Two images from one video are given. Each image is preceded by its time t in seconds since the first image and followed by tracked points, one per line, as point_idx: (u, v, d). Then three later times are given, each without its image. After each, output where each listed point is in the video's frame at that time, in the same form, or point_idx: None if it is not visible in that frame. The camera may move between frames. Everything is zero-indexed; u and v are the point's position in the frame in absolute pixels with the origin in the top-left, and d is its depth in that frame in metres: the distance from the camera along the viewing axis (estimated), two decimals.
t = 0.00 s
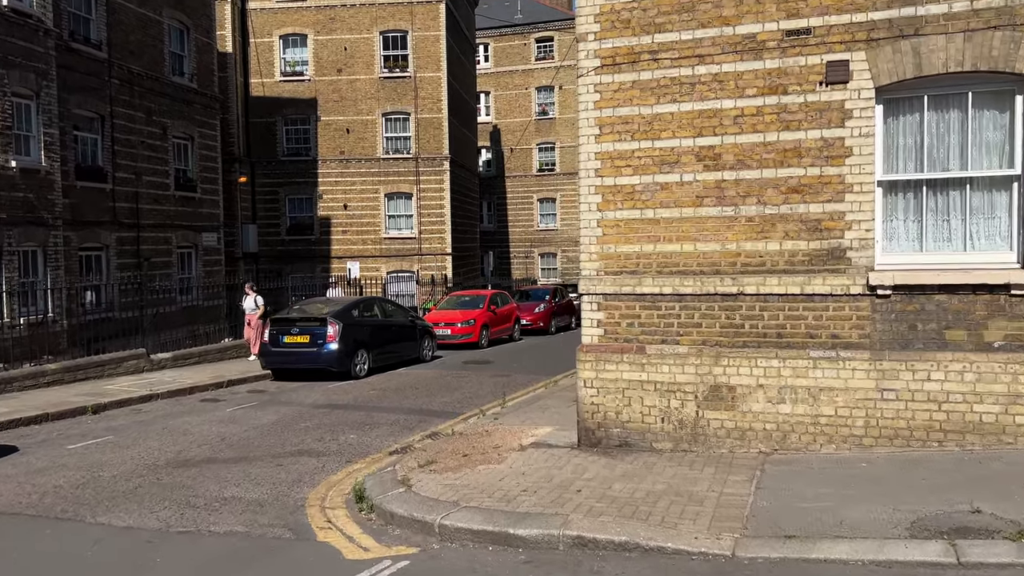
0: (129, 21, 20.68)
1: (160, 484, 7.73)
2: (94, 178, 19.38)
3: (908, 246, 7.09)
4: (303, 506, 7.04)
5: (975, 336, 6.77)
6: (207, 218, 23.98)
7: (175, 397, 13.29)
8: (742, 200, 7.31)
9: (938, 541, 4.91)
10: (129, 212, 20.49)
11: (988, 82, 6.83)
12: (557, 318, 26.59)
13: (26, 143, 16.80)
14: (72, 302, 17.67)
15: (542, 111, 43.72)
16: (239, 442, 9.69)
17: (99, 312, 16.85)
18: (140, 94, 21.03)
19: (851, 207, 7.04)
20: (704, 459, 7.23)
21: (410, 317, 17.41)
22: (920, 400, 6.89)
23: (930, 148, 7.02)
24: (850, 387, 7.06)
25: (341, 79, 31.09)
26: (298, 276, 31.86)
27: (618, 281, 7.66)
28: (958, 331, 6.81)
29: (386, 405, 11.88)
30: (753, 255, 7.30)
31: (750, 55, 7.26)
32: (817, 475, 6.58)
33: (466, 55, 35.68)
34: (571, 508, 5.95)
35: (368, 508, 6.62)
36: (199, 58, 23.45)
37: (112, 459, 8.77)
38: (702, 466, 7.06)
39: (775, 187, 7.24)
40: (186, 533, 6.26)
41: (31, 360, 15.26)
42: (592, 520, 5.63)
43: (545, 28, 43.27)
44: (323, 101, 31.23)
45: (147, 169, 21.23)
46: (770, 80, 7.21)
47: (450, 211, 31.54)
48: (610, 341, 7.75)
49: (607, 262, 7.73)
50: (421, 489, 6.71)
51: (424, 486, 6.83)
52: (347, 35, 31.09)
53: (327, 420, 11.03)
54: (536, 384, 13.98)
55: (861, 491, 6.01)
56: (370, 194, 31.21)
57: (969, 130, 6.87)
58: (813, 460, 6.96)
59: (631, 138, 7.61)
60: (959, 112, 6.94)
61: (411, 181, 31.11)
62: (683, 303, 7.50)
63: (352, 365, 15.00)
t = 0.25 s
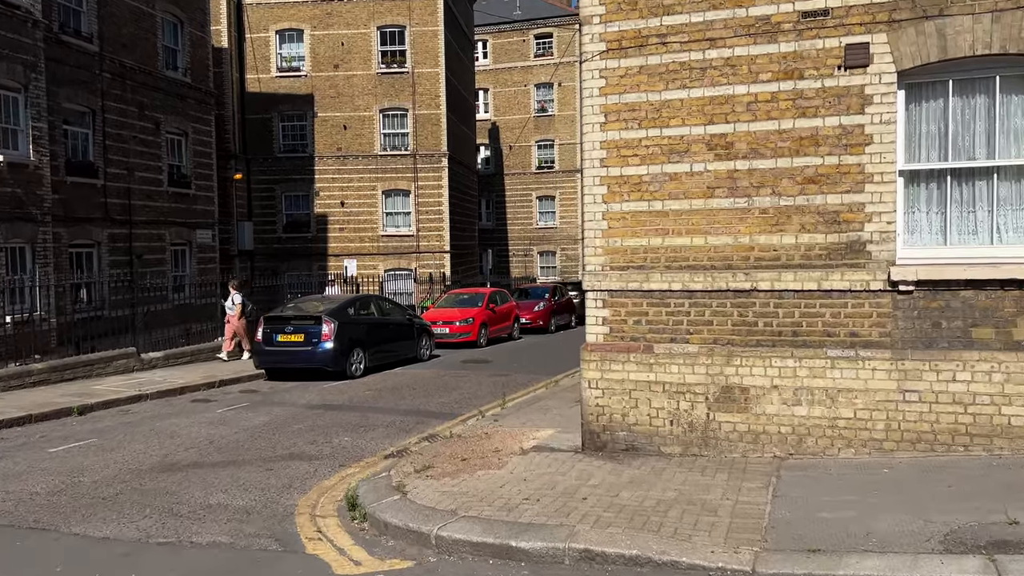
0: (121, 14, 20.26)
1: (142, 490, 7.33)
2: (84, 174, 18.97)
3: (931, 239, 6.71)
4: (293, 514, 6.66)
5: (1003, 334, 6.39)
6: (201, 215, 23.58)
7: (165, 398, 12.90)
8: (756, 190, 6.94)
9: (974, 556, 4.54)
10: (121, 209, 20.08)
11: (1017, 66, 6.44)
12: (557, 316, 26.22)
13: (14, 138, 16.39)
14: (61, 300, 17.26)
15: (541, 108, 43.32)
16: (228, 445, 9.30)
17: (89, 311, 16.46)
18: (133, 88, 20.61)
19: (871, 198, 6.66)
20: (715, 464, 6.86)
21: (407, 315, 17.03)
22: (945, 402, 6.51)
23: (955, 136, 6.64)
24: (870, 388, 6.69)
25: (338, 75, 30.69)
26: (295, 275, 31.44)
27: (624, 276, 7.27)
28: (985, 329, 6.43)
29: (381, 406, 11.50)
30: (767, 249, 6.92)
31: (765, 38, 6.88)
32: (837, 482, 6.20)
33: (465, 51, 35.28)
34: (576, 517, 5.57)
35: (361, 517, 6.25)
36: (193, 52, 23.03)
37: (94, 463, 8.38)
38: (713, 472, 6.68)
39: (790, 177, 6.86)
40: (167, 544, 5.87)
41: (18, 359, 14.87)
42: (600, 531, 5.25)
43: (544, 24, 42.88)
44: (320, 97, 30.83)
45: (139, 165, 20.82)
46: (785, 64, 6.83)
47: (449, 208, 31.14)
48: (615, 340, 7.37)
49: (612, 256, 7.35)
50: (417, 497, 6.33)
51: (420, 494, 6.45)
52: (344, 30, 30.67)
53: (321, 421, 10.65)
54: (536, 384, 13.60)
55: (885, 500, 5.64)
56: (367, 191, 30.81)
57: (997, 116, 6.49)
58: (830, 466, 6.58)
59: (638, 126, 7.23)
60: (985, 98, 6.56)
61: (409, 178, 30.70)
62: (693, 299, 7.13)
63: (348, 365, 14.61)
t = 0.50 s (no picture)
0: (113, 9, 19.83)
1: (126, 505, 6.93)
2: (75, 172, 18.54)
3: (962, 239, 6.31)
4: (284, 532, 6.26)
5: None
6: (196, 214, 23.15)
7: (155, 403, 12.49)
8: (775, 188, 6.55)
9: None
10: (113, 208, 19.66)
11: None
12: (558, 317, 25.83)
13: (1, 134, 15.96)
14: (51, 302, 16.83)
15: (540, 106, 42.93)
16: (219, 454, 8.89)
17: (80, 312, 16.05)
18: (125, 84, 20.18)
19: (898, 196, 6.27)
20: (733, 478, 6.47)
21: (405, 317, 16.63)
22: (978, 413, 6.11)
23: (988, 130, 6.24)
24: (897, 398, 6.30)
25: (336, 72, 30.27)
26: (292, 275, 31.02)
27: (636, 278, 6.87)
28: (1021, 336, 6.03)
29: (379, 412, 11.09)
30: (787, 250, 6.53)
31: (785, 26, 6.48)
32: (866, 499, 5.80)
33: (464, 48, 34.87)
34: (588, 540, 5.16)
35: (356, 536, 5.84)
36: (187, 48, 22.60)
37: (76, 475, 7.98)
38: (731, 487, 6.29)
39: (812, 173, 6.47)
40: (147, 567, 5.46)
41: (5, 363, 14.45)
42: (614, 556, 4.86)
43: (544, 22, 42.46)
44: (316, 95, 30.42)
45: (132, 163, 20.38)
46: (807, 54, 6.43)
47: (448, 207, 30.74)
48: (626, 346, 6.97)
49: (624, 258, 6.94)
50: (416, 516, 5.92)
51: (419, 511, 6.05)
52: (341, 27, 30.25)
53: (316, 428, 10.24)
54: (539, 389, 13.19)
55: (921, 521, 5.23)
56: (365, 190, 30.40)
57: None
58: (856, 481, 6.19)
59: (651, 120, 6.83)
60: (1021, 89, 6.16)
61: (407, 177, 30.28)
62: (709, 303, 6.73)
63: (344, 368, 14.21)
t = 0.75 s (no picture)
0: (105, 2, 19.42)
1: (108, 515, 6.55)
2: (66, 168, 18.15)
3: (995, 233, 5.95)
4: (274, 544, 5.89)
5: None
6: (190, 211, 22.76)
7: (146, 404, 12.11)
8: (796, 178, 6.18)
9: None
10: (105, 205, 19.26)
11: None
12: (558, 316, 25.46)
13: None
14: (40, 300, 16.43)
15: (540, 104, 42.56)
16: (209, 459, 8.52)
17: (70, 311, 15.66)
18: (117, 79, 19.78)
19: (927, 187, 5.91)
20: (751, 486, 6.11)
21: (403, 316, 16.24)
22: (1012, 418, 5.75)
23: None
24: (925, 402, 5.94)
25: (333, 68, 29.88)
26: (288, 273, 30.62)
27: (647, 274, 6.50)
28: None
29: (376, 415, 10.72)
30: (808, 244, 6.17)
31: (806, 7, 6.11)
32: (895, 509, 5.44)
33: (462, 44, 34.48)
34: (600, 555, 4.80)
35: (352, 549, 5.47)
36: (181, 42, 22.19)
37: (58, 481, 7.60)
38: (750, 496, 5.93)
39: (835, 163, 6.11)
40: None
41: None
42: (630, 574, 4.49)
43: (543, 18, 42.08)
44: (313, 91, 30.02)
45: (124, 159, 19.99)
46: (829, 36, 6.07)
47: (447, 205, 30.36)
48: (636, 346, 6.60)
49: (634, 253, 6.58)
50: (415, 528, 5.56)
51: (419, 522, 5.68)
52: (338, 22, 29.86)
53: (311, 431, 9.87)
54: (541, 389, 12.83)
55: (958, 534, 4.87)
56: (362, 187, 30.00)
57: None
58: (883, 489, 5.83)
59: (663, 107, 6.46)
60: None
61: (405, 175, 29.89)
62: (724, 301, 6.37)
63: (341, 368, 13.83)
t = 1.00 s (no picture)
0: None
1: (85, 529, 6.17)
2: (54, 165, 17.74)
3: None
4: (261, 561, 5.50)
5: None
6: (183, 210, 22.35)
7: (134, 408, 11.70)
8: (818, 170, 5.81)
9: None
10: (95, 202, 18.85)
11: None
12: (558, 316, 25.09)
13: None
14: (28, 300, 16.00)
15: (538, 102, 42.17)
16: (197, 467, 8.13)
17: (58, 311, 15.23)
18: (108, 74, 19.35)
19: (959, 178, 5.52)
20: (771, 499, 5.73)
21: (401, 316, 15.85)
22: None
23: None
24: (957, 408, 5.56)
25: (329, 64, 29.47)
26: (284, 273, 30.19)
27: (659, 273, 6.12)
28: None
29: (372, 419, 10.32)
30: (831, 241, 5.79)
31: None
32: (928, 525, 5.06)
33: (460, 41, 34.09)
34: None
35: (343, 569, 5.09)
36: (174, 37, 21.76)
37: (35, 491, 7.21)
38: (770, 509, 5.54)
39: (859, 154, 5.73)
40: None
41: None
42: None
43: (542, 15, 41.68)
44: (309, 88, 29.60)
45: (115, 156, 19.57)
46: (854, 19, 5.69)
47: (444, 204, 29.96)
48: (647, 349, 6.22)
49: (645, 250, 6.19)
50: (412, 545, 5.17)
51: (416, 539, 5.29)
52: (335, 18, 29.44)
53: (303, 437, 9.48)
54: (543, 392, 12.45)
55: (1001, 556, 4.49)
56: (359, 186, 29.60)
57: None
58: (911, 502, 5.45)
59: (676, 94, 6.08)
60: None
61: (402, 173, 29.50)
62: (741, 301, 6.00)
63: (336, 370, 13.44)
